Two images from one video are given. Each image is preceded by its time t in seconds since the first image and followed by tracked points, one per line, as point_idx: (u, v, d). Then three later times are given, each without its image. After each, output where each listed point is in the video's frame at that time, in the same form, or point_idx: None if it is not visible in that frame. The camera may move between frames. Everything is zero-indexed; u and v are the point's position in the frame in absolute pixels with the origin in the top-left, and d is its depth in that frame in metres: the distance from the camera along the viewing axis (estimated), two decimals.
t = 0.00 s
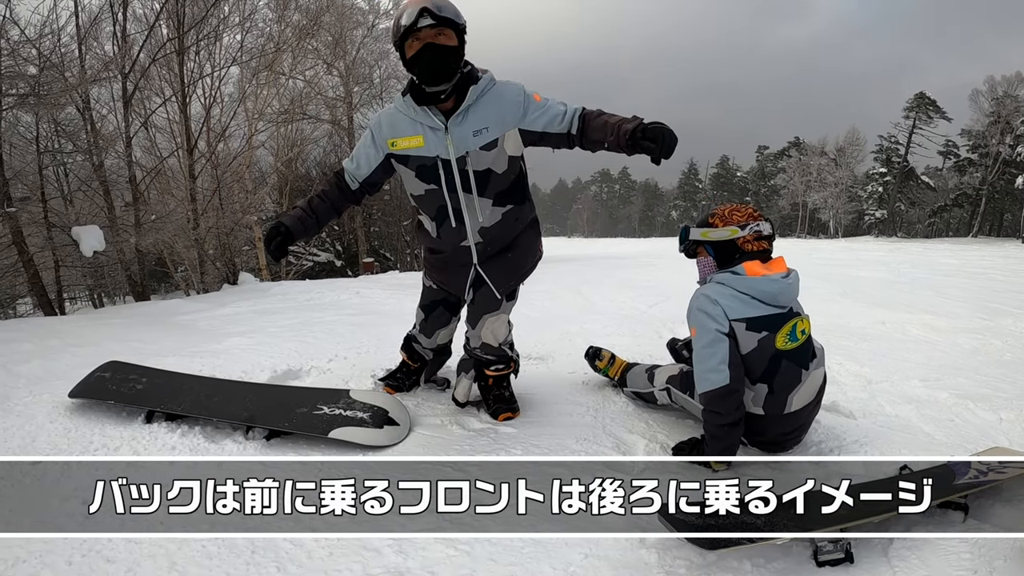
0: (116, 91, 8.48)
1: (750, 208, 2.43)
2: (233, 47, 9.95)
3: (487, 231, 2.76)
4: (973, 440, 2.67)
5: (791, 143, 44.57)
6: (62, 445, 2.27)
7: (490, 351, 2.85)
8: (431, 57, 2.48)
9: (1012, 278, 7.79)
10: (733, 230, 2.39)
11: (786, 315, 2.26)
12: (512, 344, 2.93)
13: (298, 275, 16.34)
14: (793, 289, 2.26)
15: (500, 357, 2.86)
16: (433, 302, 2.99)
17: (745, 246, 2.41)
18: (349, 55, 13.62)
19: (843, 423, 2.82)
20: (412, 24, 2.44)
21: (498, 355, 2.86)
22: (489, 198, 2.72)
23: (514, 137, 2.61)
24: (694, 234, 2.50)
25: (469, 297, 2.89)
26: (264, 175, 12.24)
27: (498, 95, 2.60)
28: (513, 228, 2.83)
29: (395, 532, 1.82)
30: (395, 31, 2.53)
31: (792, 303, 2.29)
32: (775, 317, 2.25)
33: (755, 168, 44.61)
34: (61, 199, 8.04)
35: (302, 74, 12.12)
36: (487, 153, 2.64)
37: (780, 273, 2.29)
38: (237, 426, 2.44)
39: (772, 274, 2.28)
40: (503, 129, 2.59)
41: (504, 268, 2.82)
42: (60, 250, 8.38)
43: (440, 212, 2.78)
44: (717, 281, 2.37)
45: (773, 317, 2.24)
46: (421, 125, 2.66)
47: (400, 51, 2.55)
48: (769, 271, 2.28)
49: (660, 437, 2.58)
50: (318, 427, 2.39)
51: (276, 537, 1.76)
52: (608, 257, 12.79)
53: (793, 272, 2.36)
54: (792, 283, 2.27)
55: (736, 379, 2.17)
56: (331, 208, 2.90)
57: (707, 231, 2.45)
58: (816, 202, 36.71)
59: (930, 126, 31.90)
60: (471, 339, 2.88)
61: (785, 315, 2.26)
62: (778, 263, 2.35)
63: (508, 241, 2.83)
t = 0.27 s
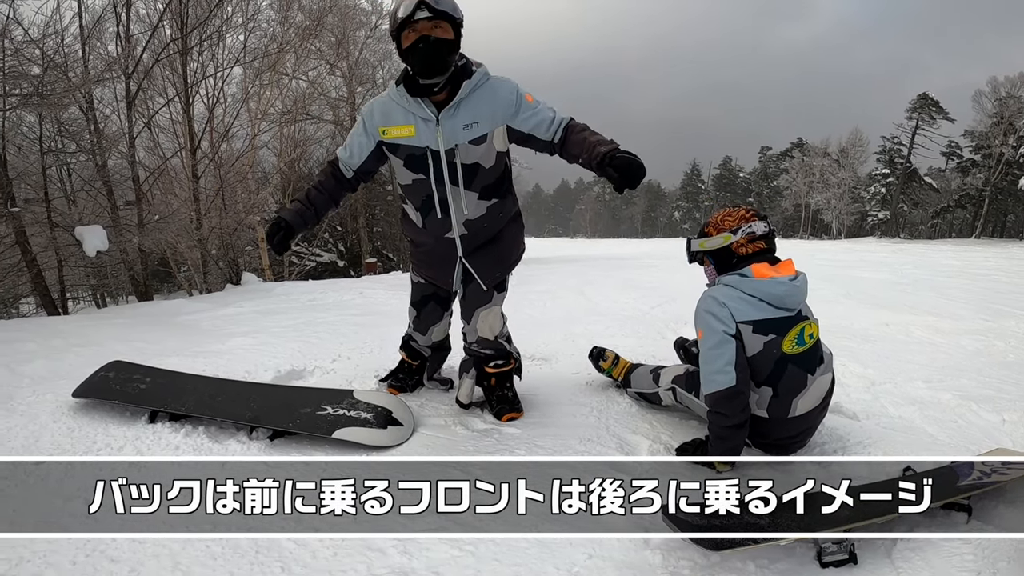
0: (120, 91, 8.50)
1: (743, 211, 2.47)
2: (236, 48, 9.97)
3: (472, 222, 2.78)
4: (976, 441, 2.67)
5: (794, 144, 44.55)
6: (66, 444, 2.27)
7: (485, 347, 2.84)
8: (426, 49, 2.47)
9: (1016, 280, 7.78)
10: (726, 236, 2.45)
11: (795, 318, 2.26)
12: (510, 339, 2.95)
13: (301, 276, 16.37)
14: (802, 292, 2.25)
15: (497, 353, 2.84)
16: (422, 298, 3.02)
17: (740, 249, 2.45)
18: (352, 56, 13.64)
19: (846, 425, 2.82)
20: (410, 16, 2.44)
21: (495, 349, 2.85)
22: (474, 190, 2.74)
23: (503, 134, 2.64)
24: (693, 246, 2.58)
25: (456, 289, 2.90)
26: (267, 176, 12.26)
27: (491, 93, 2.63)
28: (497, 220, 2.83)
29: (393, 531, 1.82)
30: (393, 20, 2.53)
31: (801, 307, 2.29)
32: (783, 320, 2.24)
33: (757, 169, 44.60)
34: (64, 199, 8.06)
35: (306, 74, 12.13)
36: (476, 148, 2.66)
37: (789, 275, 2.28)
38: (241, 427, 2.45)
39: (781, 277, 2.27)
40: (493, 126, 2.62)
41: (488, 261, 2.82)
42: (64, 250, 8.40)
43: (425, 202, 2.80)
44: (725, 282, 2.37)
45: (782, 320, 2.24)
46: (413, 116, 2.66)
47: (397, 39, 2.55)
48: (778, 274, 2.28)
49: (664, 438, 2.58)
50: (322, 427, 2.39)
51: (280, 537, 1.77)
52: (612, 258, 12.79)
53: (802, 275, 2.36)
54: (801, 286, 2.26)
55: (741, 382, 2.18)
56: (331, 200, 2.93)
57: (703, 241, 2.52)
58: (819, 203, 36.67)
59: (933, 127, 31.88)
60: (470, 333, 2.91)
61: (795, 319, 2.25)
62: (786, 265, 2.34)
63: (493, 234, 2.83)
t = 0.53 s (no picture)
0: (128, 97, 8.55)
1: (742, 220, 2.50)
2: (244, 54, 10.02)
3: (457, 222, 2.83)
4: (985, 449, 2.66)
5: (799, 147, 44.45)
6: (78, 450, 2.29)
7: (486, 342, 2.86)
8: (424, 58, 2.53)
9: None
10: (726, 247, 2.48)
11: (803, 322, 2.26)
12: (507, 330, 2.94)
13: (308, 281, 16.40)
14: (809, 295, 2.25)
15: (497, 350, 2.87)
16: (410, 298, 2.98)
17: (741, 258, 2.47)
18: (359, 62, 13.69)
19: (855, 432, 2.81)
20: (408, 25, 2.48)
21: (495, 342, 2.87)
22: (460, 191, 2.80)
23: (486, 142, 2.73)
24: (700, 259, 2.62)
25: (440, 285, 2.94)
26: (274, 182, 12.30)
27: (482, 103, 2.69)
28: (480, 218, 2.88)
29: (388, 532, 1.88)
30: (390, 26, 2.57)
31: (809, 311, 2.29)
32: (791, 324, 2.24)
33: (763, 173, 44.50)
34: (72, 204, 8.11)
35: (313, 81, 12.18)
36: (465, 153, 2.73)
37: (796, 280, 2.29)
38: (252, 434, 2.46)
39: (788, 281, 2.28)
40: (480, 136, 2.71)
41: (470, 257, 2.88)
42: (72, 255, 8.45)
43: (412, 201, 2.83)
44: (733, 288, 2.37)
45: (790, 324, 2.24)
46: (406, 117, 2.71)
47: (394, 44, 2.58)
48: (785, 278, 2.29)
49: (673, 445, 2.59)
50: (333, 435, 2.40)
51: (292, 543, 1.78)
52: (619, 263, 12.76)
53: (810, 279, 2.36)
54: (808, 290, 2.26)
55: (750, 386, 2.18)
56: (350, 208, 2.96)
57: (707, 253, 2.56)
58: (825, 206, 36.53)
59: (940, 131, 31.76)
60: (470, 330, 2.91)
61: (802, 323, 2.26)
62: (794, 270, 2.34)
63: (476, 233, 2.89)
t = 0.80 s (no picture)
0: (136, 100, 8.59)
1: (747, 225, 2.49)
2: (250, 59, 10.07)
3: (451, 218, 2.84)
4: (994, 453, 2.65)
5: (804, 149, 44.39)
6: (89, 452, 2.31)
7: (489, 342, 2.88)
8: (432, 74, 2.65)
9: None
10: (732, 253, 2.49)
11: (809, 326, 2.26)
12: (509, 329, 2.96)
13: (313, 284, 16.42)
14: (815, 300, 2.26)
15: (501, 351, 2.89)
16: (409, 302, 2.99)
17: (746, 264, 2.47)
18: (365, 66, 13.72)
19: (863, 437, 2.81)
20: (418, 43, 2.57)
21: (498, 342, 2.89)
22: (454, 188, 2.82)
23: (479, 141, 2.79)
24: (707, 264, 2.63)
25: (435, 283, 2.92)
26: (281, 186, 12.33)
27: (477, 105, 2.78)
28: (473, 216, 2.90)
29: (391, 532, 1.90)
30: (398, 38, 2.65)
31: (815, 316, 2.29)
32: (798, 329, 2.25)
33: (768, 176, 44.43)
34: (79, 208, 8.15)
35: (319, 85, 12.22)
36: (459, 149, 2.76)
37: (802, 284, 2.30)
38: (262, 438, 2.47)
39: (794, 286, 2.28)
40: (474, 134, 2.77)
41: (465, 255, 2.90)
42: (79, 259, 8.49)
43: (406, 199, 2.83)
44: (740, 294, 2.38)
45: (797, 329, 2.25)
46: (404, 114, 2.72)
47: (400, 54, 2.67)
48: (790, 282, 2.30)
49: (682, 449, 2.59)
50: (342, 439, 2.41)
51: (303, 548, 1.78)
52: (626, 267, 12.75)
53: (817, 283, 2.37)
54: (814, 294, 2.26)
55: (757, 391, 2.18)
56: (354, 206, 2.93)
57: (714, 259, 2.57)
58: (831, 209, 36.40)
59: (946, 133, 31.67)
60: (473, 330, 2.93)
61: (809, 328, 2.26)
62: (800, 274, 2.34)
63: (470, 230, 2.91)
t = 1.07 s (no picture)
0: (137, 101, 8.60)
1: (745, 228, 2.50)
2: (251, 59, 10.07)
3: (448, 214, 2.85)
4: (996, 453, 2.65)
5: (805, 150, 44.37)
6: (90, 452, 2.31)
7: (489, 338, 2.89)
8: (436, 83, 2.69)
9: None
10: (731, 255, 2.50)
11: (809, 323, 2.27)
12: (509, 326, 2.97)
13: (315, 285, 16.42)
14: (816, 297, 2.26)
15: (501, 347, 2.89)
16: (406, 299, 2.98)
17: (745, 265, 2.48)
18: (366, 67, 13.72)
19: (864, 437, 2.80)
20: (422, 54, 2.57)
21: (498, 337, 2.89)
22: (452, 185, 2.83)
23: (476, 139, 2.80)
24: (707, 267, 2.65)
25: (431, 280, 2.93)
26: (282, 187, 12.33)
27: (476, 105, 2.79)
28: (468, 213, 2.91)
29: (392, 532, 1.90)
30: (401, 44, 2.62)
31: (816, 313, 2.30)
32: (798, 326, 2.25)
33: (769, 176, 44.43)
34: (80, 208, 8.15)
35: (320, 85, 12.21)
36: (457, 147, 2.77)
37: (801, 282, 2.30)
38: (263, 438, 2.48)
39: (794, 283, 2.29)
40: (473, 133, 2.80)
41: (461, 251, 2.90)
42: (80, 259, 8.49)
43: (403, 195, 2.83)
44: (741, 294, 2.38)
45: (797, 326, 2.25)
46: (403, 111, 2.71)
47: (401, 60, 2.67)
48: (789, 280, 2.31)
49: (684, 449, 2.59)
50: (344, 439, 2.41)
51: (305, 548, 1.79)
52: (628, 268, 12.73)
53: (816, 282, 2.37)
54: (814, 291, 2.27)
55: (759, 387, 2.18)
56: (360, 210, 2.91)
57: (713, 262, 2.59)
58: (832, 210, 36.34)
59: (947, 133, 31.63)
60: (472, 326, 2.94)
61: (809, 325, 2.26)
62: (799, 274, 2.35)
63: (467, 227, 2.92)
